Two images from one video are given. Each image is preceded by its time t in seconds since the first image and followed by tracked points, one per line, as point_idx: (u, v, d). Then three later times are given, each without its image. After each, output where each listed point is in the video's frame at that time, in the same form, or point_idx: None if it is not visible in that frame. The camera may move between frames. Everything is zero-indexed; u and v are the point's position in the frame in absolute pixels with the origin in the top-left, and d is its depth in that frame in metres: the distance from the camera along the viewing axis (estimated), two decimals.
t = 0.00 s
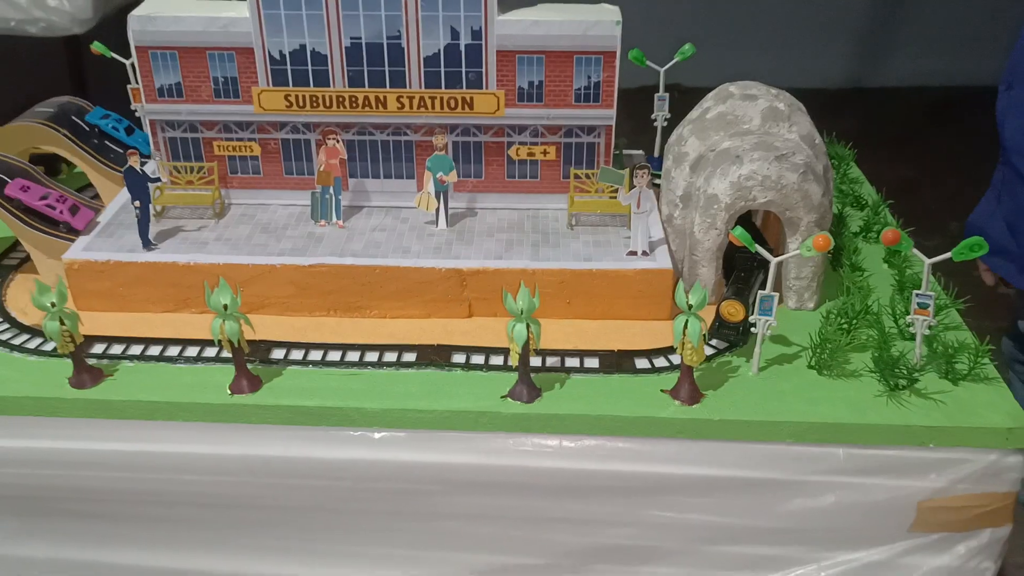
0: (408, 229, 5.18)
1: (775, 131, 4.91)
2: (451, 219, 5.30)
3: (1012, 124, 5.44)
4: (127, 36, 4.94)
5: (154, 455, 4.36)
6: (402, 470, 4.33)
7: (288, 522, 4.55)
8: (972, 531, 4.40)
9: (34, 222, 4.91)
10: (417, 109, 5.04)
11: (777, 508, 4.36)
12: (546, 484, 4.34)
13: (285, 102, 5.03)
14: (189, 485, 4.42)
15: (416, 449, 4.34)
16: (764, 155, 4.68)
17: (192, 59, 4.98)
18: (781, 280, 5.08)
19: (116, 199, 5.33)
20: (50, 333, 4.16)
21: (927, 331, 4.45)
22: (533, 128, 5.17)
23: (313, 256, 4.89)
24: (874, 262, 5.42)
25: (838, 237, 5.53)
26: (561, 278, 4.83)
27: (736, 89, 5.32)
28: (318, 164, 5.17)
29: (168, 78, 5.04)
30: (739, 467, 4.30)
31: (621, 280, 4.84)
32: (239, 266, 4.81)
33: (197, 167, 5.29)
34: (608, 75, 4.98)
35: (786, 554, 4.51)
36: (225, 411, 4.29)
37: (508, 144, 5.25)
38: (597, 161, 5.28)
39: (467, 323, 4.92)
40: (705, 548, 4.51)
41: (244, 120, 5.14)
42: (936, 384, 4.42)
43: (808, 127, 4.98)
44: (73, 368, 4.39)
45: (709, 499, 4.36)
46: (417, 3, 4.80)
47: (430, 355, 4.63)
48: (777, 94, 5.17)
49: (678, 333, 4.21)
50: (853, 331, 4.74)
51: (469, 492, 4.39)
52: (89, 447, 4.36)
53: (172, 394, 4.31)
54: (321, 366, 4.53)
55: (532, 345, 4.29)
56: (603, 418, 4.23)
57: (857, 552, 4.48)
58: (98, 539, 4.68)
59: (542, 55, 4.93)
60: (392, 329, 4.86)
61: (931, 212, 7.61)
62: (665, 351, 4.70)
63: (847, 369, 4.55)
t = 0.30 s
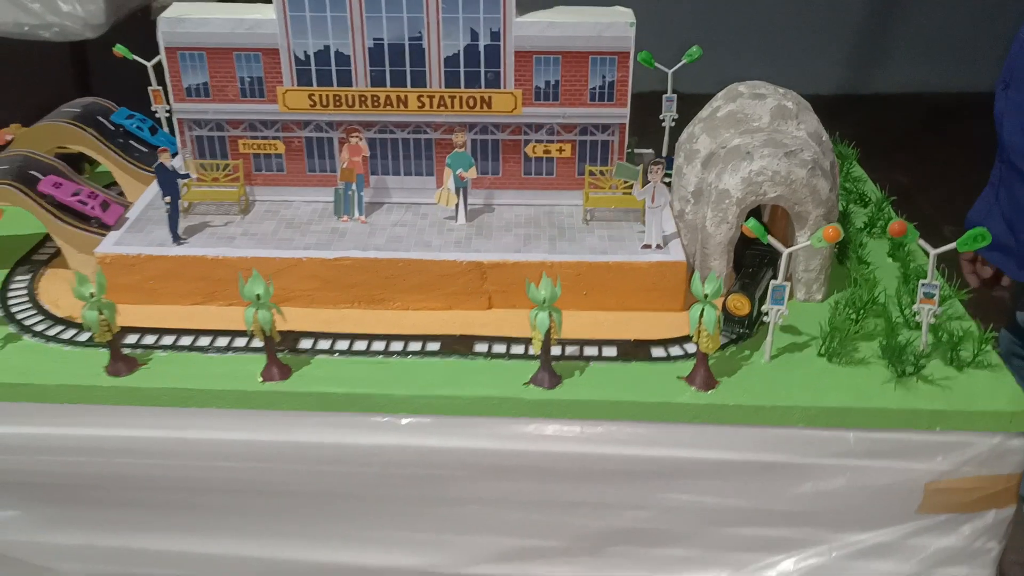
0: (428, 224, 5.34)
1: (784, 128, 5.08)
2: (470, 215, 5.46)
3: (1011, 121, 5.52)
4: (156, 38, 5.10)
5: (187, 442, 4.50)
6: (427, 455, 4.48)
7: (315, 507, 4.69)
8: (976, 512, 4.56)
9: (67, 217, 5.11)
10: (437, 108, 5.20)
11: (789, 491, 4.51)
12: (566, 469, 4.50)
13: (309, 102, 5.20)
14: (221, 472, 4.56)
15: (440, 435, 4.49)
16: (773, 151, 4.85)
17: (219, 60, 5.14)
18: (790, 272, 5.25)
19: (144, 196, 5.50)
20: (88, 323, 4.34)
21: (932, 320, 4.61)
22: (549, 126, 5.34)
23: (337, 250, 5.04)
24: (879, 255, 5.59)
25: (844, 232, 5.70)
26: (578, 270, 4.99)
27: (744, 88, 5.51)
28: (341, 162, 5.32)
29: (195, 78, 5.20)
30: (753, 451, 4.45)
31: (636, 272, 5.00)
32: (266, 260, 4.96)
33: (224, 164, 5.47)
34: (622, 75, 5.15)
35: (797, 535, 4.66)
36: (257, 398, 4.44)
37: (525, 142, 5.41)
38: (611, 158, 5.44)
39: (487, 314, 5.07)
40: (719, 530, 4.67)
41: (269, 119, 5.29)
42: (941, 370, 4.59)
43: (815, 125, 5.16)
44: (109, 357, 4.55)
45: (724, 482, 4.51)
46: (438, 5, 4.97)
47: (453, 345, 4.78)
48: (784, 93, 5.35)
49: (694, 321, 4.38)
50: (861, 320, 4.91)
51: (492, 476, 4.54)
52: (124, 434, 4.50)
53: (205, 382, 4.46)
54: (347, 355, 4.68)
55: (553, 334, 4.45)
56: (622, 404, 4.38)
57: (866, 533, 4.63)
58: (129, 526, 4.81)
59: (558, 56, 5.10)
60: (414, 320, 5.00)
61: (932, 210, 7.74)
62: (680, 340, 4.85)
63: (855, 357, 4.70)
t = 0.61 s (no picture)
0: (444, 216, 5.48)
1: (791, 121, 5.22)
2: (485, 207, 5.60)
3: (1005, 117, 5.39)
4: (180, 33, 5.23)
5: (215, 425, 4.63)
6: (449, 438, 4.61)
7: (339, 489, 4.82)
8: (980, 491, 4.70)
9: (92, 208, 5.23)
10: (454, 102, 5.32)
11: (799, 471, 4.65)
12: (583, 450, 4.63)
13: (329, 96, 5.33)
14: (248, 455, 4.69)
15: (461, 418, 4.62)
16: (781, 143, 5.00)
17: (241, 56, 5.27)
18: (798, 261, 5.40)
19: (166, 189, 5.63)
20: (119, 309, 4.43)
21: (937, 305, 4.75)
22: (562, 120, 5.49)
23: (358, 241, 5.18)
24: (883, 245, 5.75)
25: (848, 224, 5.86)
26: (593, 259, 5.13)
27: (752, 83, 5.67)
28: (359, 155, 5.46)
29: (218, 73, 5.33)
30: (764, 431, 4.59)
31: (648, 261, 5.15)
32: (289, 249, 5.09)
33: (244, 158, 5.61)
34: (634, 70, 5.30)
35: (807, 514, 4.80)
36: (284, 382, 4.56)
37: (538, 135, 5.57)
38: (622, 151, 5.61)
39: (504, 303, 5.20)
40: (731, 510, 4.81)
41: (289, 113, 5.43)
42: (945, 353, 4.74)
43: (821, 118, 5.32)
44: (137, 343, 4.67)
45: (737, 463, 4.65)
46: (456, 2, 5.11)
47: (472, 332, 4.92)
48: (791, 87, 5.51)
49: (707, 306, 4.52)
50: (867, 307, 5.07)
51: (512, 458, 4.67)
52: (153, 418, 4.62)
53: (231, 366, 4.58)
54: (370, 341, 4.81)
55: (572, 319, 4.59)
56: (638, 386, 4.51)
57: (873, 512, 4.78)
58: (156, 509, 4.93)
59: (572, 51, 5.24)
60: (433, 308, 5.14)
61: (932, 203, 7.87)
62: (693, 327, 4.99)
63: (863, 342, 4.85)
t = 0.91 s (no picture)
0: (443, 214, 5.59)
1: (782, 120, 5.36)
2: (483, 206, 5.72)
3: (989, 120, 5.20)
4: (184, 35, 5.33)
5: (221, 419, 4.72)
6: (450, 431, 4.71)
7: (341, 482, 4.91)
8: (966, 480, 4.84)
9: (97, 207, 5.32)
10: (453, 103, 5.42)
11: (791, 461, 4.77)
12: (581, 442, 4.74)
13: (330, 98, 5.44)
14: (252, 449, 4.78)
15: (462, 412, 4.72)
16: (773, 142, 5.13)
17: (244, 57, 5.37)
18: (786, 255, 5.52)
19: (169, 189, 5.73)
20: (127, 305, 4.51)
21: (924, 299, 4.88)
22: (559, 120, 5.61)
23: (359, 239, 5.28)
24: (871, 242, 5.88)
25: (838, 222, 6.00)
26: (590, 256, 5.25)
27: (744, 83, 5.80)
28: (359, 154, 5.55)
29: (221, 74, 5.43)
30: (756, 423, 4.72)
31: (644, 258, 5.27)
32: (291, 247, 5.19)
33: (246, 158, 5.70)
34: (629, 71, 5.42)
35: (799, 504, 4.92)
36: (288, 376, 4.65)
37: (535, 135, 5.68)
38: (618, 151, 5.73)
39: (502, 299, 5.31)
40: (725, 500, 4.92)
41: (291, 114, 5.53)
42: (933, 346, 4.87)
43: (812, 118, 5.45)
44: (144, 340, 4.75)
45: (731, 453, 4.77)
46: (455, 5, 5.23)
47: (471, 327, 5.02)
48: (782, 88, 5.65)
49: (702, 300, 4.63)
50: (857, 302, 5.19)
51: (511, 451, 4.77)
52: (159, 413, 4.70)
53: (237, 361, 4.67)
54: (371, 337, 4.91)
55: (570, 314, 4.69)
56: (635, 379, 4.62)
57: (863, 501, 4.90)
58: (161, 503, 5.01)
59: (568, 53, 5.36)
60: (433, 304, 5.24)
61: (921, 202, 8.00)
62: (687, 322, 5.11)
63: (853, 335, 4.97)
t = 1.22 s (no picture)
0: (434, 215, 5.63)
1: (769, 121, 5.42)
2: (473, 206, 5.77)
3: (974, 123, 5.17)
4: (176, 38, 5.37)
5: (213, 418, 4.75)
6: (441, 429, 4.76)
7: (333, 480, 4.95)
8: (950, 476, 4.91)
9: (90, 208, 5.36)
10: (444, 105, 5.48)
11: (778, 457, 4.83)
12: (571, 440, 4.80)
13: (321, 99, 5.48)
14: (245, 448, 4.81)
15: (453, 410, 4.77)
16: (760, 143, 5.19)
17: (236, 59, 5.42)
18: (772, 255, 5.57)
19: (161, 190, 5.77)
20: (120, 305, 4.53)
21: (909, 297, 4.95)
22: (549, 121, 5.67)
23: (350, 239, 5.32)
24: (856, 242, 5.95)
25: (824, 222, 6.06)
26: (579, 256, 5.30)
27: (731, 85, 5.87)
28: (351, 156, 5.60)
29: (213, 76, 5.47)
30: (743, 420, 4.78)
31: (632, 258, 5.32)
32: (283, 247, 5.24)
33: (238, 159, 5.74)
34: (618, 73, 5.49)
35: (786, 500, 4.99)
36: (281, 375, 4.68)
37: (525, 137, 5.74)
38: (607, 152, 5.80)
39: (493, 299, 5.36)
40: (713, 497, 4.98)
41: (282, 115, 5.58)
42: (917, 343, 4.94)
43: (797, 119, 5.52)
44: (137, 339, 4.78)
45: (719, 450, 4.83)
46: (446, 8, 5.29)
47: (461, 326, 5.07)
48: (769, 89, 5.71)
49: (690, 299, 4.69)
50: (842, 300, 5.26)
51: (502, 448, 4.82)
52: (152, 413, 4.74)
53: (229, 360, 4.70)
54: (363, 336, 4.95)
55: (561, 313, 4.74)
56: (623, 377, 4.67)
57: (849, 497, 4.97)
58: (155, 503, 5.04)
59: (558, 55, 5.43)
60: (424, 304, 5.29)
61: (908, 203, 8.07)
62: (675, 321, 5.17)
63: (839, 333, 5.04)
